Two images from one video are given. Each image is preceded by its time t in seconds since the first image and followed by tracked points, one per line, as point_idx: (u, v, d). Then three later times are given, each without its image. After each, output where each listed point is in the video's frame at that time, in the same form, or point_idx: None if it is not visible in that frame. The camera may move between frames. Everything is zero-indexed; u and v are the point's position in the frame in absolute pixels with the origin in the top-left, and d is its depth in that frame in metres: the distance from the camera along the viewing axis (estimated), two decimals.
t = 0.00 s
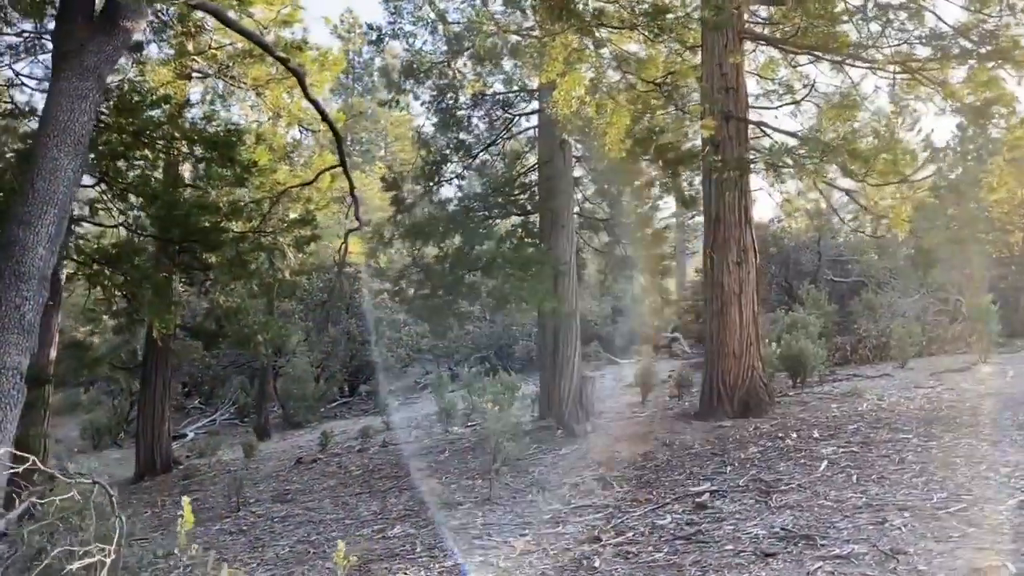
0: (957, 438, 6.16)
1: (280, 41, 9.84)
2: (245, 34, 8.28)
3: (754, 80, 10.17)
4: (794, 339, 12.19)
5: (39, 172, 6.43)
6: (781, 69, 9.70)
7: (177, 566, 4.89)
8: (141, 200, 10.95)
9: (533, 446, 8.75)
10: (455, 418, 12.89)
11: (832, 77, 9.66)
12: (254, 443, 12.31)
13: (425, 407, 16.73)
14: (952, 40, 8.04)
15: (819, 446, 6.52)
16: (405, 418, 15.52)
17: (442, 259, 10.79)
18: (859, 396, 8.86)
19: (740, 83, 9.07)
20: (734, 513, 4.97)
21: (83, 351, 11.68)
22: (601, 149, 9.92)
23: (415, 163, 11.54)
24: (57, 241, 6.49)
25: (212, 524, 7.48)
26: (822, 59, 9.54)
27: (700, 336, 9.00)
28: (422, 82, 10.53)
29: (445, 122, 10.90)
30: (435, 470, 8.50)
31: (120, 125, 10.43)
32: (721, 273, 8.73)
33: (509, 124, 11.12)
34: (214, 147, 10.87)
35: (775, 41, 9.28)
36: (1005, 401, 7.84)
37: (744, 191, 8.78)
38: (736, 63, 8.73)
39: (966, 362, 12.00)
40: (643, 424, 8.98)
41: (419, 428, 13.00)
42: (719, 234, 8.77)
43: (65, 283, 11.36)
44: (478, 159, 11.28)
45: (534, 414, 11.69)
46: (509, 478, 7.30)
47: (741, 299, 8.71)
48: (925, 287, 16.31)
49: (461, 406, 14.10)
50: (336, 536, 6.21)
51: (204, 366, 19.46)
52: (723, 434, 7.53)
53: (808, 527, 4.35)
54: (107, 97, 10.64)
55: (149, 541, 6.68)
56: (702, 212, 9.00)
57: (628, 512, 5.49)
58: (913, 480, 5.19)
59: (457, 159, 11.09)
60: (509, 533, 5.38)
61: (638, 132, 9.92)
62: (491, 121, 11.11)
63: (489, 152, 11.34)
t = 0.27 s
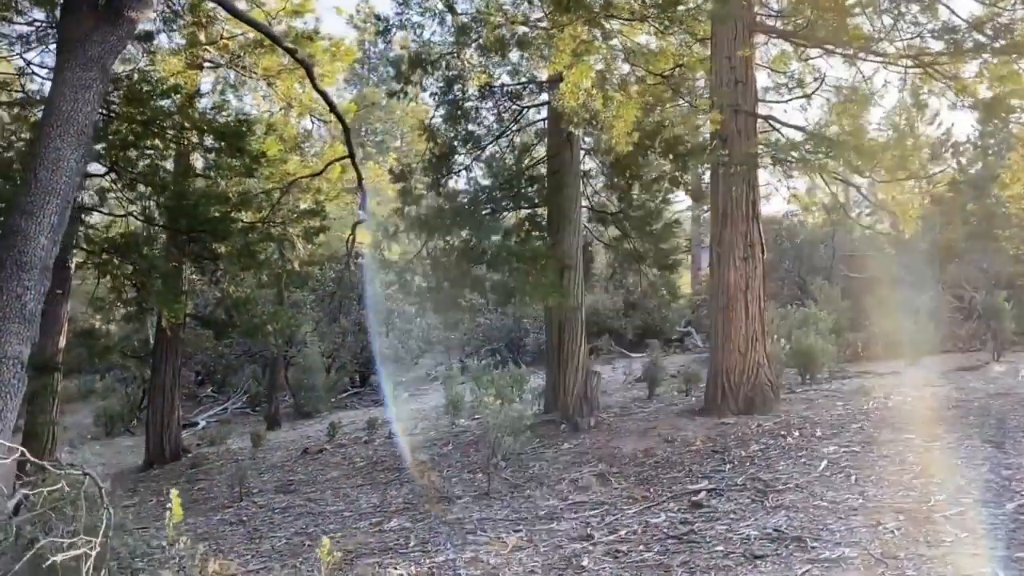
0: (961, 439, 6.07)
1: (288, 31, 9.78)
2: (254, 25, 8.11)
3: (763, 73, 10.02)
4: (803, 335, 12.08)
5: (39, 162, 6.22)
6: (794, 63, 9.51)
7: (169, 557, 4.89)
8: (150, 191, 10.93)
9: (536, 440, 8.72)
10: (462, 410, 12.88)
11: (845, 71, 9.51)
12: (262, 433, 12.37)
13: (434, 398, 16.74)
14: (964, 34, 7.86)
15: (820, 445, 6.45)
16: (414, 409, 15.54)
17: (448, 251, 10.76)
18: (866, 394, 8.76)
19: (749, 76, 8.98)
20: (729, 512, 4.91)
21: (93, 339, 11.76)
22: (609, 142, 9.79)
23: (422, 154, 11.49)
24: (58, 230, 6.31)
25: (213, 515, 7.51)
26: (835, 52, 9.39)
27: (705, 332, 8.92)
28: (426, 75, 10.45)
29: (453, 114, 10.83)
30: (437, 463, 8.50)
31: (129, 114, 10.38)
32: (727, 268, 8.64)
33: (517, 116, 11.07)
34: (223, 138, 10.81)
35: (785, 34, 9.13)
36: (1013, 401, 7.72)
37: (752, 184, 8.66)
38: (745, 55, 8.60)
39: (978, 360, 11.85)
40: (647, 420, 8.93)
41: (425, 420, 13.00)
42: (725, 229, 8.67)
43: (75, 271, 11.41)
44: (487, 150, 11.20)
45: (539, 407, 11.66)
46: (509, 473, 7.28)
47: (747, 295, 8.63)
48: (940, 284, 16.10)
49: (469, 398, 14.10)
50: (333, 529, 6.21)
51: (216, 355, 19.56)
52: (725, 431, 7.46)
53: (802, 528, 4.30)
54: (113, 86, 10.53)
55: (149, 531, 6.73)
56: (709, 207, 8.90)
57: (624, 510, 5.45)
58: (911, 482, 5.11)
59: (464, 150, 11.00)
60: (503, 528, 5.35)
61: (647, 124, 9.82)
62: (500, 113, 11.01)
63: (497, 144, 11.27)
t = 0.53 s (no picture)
0: (939, 438, 6.02)
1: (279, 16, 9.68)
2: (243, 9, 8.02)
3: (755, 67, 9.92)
4: (791, 332, 12.04)
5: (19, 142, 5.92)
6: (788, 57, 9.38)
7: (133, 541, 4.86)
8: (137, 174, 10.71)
9: (517, 432, 8.69)
10: (448, 401, 12.85)
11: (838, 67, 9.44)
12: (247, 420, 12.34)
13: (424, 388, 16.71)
14: (954, 29, 7.78)
15: (799, 441, 6.40)
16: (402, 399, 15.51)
17: (435, 241, 10.70)
18: (849, 392, 8.72)
19: (740, 69, 8.90)
20: (700, 507, 4.87)
21: (78, 323, 11.69)
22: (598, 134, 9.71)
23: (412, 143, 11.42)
24: (36, 212, 6.05)
25: (190, 501, 7.47)
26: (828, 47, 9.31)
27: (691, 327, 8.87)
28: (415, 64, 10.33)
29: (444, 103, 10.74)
30: (417, 452, 8.46)
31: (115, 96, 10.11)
32: (713, 264, 8.58)
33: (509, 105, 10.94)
34: (212, 123, 10.55)
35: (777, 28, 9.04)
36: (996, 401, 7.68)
37: (739, 177, 8.57)
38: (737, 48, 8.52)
39: (966, 360, 11.81)
40: (630, 414, 8.89)
41: (411, 410, 12.97)
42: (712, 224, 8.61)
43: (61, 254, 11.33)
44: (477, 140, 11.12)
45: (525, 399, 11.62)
46: (487, 464, 7.24)
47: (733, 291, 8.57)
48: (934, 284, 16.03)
49: (457, 389, 14.06)
50: (306, 516, 6.17)
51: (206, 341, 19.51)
52: (705, 426, 7.42)
53: (770, 524, 4.27)
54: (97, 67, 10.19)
55: (123, 515, 6.69)
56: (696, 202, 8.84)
57: (596, 502, 5.40)
58: (884, 480, 5.08)
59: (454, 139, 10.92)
60: (474, 519, 5.31)
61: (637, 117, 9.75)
62: (491, 102, 10.90)
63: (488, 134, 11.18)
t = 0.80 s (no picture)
0: (877, 446, 6.09)
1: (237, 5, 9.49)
2: None
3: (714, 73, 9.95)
4: (745, 336, 12.15)
5: None
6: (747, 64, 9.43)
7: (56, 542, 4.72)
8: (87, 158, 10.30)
9: (467, 431, 8.66)
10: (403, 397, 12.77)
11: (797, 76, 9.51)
12: (197, 413, 12.16)
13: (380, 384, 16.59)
14: (907, 42, 7.86)
15: (741, 446, 6.46)
16: (357, 394, 15.37)
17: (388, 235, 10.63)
18: (797, 397, 8.82)
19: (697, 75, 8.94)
20: (635, 512, 4.87)
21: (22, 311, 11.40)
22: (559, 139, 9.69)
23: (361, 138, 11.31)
24: None
25: (127, 496, 7.32)
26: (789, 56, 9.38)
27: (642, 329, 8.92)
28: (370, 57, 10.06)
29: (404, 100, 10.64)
30: (365, 450, 8.39)
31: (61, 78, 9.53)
32: (665, 267, 8.64)
33: (470, 103, 10.58)
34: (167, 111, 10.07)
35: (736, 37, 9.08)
36: (937, 409, 7.82)
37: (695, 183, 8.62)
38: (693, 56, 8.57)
39: (914, 368, 12.00)
40: (581, 415, 8.90)
41: (365, 406, 12.85)
42: (665, 229, 8.67)
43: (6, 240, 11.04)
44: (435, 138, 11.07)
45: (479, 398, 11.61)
46: (433, 463, 7.19)
47: (683, 295, 8.63)
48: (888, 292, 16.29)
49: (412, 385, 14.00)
50: (244, 514, 6.08)
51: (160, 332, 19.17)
52: (653, 428, 7.46)
53: (701, 531, 4.29)
54: (47, 52, 9.65)
55: (56, 510, 6.53)
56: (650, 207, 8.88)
57: (536, 504, 5.39)
58: (820, 486, 5.14)
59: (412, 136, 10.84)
60: (411, 520, 5.26)
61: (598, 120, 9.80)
62: (450, 98, 10.47)
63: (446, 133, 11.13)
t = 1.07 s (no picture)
0: (794, 453, 6.18)
1: None
2: None
3: (654, 79, 9.99)
4: (680, 340, 12.26)
5: None
6: (687, 72, 9.50)
7: None
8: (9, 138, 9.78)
9: (395, 430, 8.57)
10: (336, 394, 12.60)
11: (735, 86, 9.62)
12: (122, 406, 11.83)
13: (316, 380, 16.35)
14: (840, 57, 7.99)
15: (664, 450, 6.50)
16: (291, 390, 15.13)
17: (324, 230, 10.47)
18: (725, 402, 8.93)
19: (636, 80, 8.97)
20: (549, 516, 4.85)
21: None
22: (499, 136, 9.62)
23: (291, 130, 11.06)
24: None
25: (37, 492, 7.06)
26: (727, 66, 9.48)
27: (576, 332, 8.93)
28: (313, 46, 9.61)
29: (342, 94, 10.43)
30: (290, 448, 8.25)
31: None
32: (600, 271, 8.66)
33: (412, 98, 10.40)
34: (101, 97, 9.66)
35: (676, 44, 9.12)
36: (856, 417, 7.99)
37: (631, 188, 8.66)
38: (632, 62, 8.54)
39: (842, 376, 12.25)
40: (511, 416, 8.88)
41: (297, 402, 12.65)
42: (601, 233, 8.68)
43: None
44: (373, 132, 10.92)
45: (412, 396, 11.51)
46: (356, 463, 7.09)
47: (617, 299, 8.66)
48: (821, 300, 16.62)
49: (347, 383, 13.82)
50: (154, 512, 5.90)
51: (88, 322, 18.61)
52: (580, 430, 7.47)
53: (612, 535, 4.28)
54: None
55: None
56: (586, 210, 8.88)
57: (454, 506, 5.34)
58: (734, 492, 5.19)
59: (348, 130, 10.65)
60: (324, 521, 5.16)
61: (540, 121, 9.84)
62: (393, 91, 10.28)
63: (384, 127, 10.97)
